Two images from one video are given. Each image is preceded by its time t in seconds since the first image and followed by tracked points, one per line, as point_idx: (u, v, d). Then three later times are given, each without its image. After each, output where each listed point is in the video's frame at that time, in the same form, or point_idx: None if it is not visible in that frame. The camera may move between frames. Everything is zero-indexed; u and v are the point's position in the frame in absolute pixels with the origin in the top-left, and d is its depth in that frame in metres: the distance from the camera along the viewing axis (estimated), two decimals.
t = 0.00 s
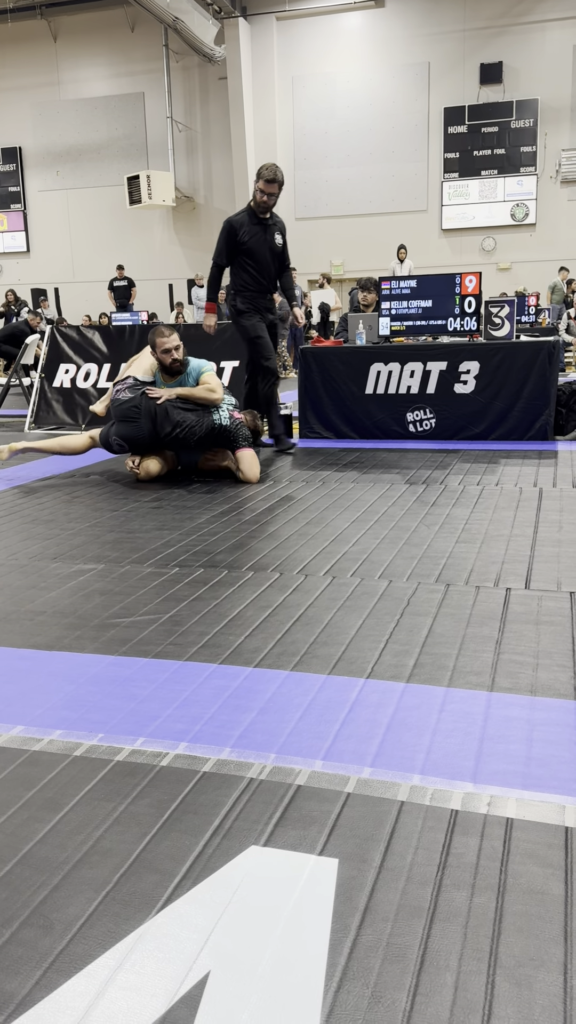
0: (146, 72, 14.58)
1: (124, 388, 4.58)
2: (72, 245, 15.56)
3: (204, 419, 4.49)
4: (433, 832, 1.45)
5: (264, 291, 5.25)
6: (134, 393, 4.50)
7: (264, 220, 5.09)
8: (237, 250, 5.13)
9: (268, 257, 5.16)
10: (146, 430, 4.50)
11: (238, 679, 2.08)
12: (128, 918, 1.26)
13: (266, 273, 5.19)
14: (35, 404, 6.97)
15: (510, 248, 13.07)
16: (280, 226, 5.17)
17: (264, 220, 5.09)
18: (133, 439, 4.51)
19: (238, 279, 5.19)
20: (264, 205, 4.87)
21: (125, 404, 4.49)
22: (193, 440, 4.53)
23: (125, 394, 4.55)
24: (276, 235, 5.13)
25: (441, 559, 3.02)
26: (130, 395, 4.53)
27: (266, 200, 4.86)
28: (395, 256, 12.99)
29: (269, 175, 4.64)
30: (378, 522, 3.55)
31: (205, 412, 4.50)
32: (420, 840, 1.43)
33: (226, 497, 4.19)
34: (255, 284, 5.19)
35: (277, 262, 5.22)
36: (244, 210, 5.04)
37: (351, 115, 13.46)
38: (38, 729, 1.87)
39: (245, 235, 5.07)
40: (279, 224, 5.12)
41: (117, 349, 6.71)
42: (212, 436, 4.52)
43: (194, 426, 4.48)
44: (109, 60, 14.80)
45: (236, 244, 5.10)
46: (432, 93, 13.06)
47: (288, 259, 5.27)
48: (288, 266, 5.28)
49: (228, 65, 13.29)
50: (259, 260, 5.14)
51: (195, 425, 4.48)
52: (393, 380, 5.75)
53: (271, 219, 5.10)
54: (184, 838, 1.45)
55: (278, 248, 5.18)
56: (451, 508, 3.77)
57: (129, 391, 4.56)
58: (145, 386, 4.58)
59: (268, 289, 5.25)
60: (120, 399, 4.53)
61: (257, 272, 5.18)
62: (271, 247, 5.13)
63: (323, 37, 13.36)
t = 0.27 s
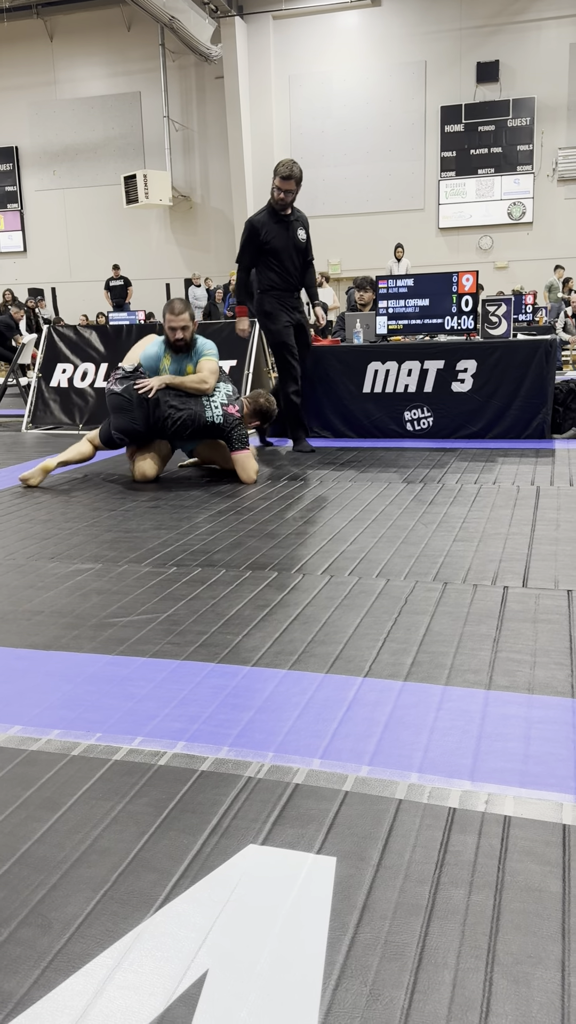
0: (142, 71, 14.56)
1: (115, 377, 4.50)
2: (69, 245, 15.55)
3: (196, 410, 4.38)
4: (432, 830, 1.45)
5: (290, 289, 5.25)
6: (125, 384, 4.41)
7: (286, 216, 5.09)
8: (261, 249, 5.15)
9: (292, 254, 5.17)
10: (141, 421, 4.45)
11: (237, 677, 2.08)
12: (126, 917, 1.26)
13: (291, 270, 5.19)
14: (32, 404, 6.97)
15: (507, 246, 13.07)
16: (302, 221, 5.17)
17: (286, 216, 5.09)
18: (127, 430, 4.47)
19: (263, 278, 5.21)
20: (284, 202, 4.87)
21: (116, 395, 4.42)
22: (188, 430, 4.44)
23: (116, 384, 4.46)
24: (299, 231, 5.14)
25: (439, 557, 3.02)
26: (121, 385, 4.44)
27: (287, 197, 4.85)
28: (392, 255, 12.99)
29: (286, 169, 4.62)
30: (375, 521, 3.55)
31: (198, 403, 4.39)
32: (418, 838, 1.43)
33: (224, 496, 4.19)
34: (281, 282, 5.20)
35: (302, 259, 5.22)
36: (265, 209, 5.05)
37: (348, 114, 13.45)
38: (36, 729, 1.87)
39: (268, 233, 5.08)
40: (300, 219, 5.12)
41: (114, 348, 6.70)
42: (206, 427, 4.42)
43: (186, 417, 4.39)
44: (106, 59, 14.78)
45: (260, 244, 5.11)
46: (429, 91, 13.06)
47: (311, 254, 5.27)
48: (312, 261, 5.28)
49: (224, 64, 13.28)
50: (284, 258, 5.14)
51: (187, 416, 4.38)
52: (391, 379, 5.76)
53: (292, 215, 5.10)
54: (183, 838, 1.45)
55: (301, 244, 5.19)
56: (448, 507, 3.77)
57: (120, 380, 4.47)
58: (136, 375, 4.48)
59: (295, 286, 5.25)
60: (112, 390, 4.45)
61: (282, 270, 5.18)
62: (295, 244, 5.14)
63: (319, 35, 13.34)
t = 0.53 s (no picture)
0: (139, 70, 14.55)
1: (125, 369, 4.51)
2: (66, 245, 15.54)
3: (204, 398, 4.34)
4: (430, 827, 1.45)
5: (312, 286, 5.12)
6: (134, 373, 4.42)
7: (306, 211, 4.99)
8: (281, 247, 5.05)
9: (313, 251, 5.05)
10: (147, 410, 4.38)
11: (234, 677, 2.08)
12: (125, 916, 1.27)
13: (312, 267, 5.06)
14: (29, 404, 6.98)
15: (504, 245, 13.08)
16: (324, 217, 5.05)
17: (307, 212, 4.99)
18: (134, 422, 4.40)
19: (283, 277, 5.10)
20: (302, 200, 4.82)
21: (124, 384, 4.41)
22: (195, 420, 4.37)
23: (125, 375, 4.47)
24: (320, 226, 5.02)
25: (437, 556, 3.02)
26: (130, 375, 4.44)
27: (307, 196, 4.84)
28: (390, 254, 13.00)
29: (301, 162, 4.62)
30: (373, 520, 3.55)
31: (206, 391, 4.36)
32: (416, 836, 1.43)
33: (222, 496, 4.19)
34: (302, 279, 5.07)
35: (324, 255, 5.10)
36: (285, 204, 4.96)
37: (345, 112, 13.45)
38: (34, 729, 1.87)
39: (287, 229, 4.97)
40: (322, 215, 5.02)
41: (111, 346, 6.69)
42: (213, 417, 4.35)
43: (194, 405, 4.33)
44: (102, 58, 14.76)
45: (280, 240, 5.01)
46: (426, 90, 13.05)
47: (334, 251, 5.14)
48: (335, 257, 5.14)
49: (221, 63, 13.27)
50: (304, 254, 5.02)
51: (195, 403, 4.32)
52: (388, 377, 5.73)
53: (313, 211, 4.99)
54: (181, 836, 1.45)
55: (323, 241, 5.06)
56: (446, 505, 3.78)
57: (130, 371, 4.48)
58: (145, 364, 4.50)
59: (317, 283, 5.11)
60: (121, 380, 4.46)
61: (303, 268, 5.06)
62: (316, 240, 5.01)
63: (316, 34, 13.33)
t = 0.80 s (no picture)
0: (136, 70, 14.54)
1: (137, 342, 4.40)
2: (63, 245, 15.52)
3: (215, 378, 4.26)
4: (428, 825, 1.45)
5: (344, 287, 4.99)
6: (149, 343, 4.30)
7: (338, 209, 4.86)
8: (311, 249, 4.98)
9: (342, 251, 4.91)
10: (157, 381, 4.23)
11: (232, 676, 2.08)
12: (122, 915, 1.26)
13: (341, 266, 4.93)
14: (26, 403, 6.98)
15: (501, 244, 13.09)
16: (357, 213, 4.89)
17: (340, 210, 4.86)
18: (144, 394, 4.24)
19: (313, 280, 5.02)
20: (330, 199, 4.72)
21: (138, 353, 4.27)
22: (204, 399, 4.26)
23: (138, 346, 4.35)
24: (351, 224, 4.88)
25: (435, 554, 3.02)
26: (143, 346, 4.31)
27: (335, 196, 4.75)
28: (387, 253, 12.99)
29: (321, 160, 4.56)
30: (371, 518, 3.55)
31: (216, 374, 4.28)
32: (414, 833, 1.43)
33: (219, 495, 4.18)
34: (331, 280, 4.97)
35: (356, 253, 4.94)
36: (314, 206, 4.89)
37: (341, 111, 13.45)
38: (31, 728, 1.87)
39: (314, 231, 4.90)
40: (352, 214, 4.86)
41: (108, 345, 6.66)
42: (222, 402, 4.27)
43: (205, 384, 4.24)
44: (99, 58, 14.74)
45: (308, 243, 4.94)
46: (423, 88, 13.04)
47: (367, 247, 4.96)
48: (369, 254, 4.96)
49: (217, 63, 13.26)
50: (332, 254, 4.91)
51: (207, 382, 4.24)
52: (385, 375, 5.72)
53: (343, 210, 4.86)
54: (179, 835, 1.45)
55: (354, 239, 4.91)
56: (443, 503, 3.78)
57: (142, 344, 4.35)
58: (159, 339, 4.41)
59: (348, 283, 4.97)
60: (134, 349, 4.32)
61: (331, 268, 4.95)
62: (346, 238, 4.89)
63: (312, 33, 13.33)
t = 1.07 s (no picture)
0: (133, 69, 14.53)
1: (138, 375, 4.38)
2: (61, 244, 15.50)
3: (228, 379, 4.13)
4: (426, 824, 1.45)
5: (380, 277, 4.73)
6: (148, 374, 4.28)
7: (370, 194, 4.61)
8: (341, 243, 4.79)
9: (369, 241, 4.65)
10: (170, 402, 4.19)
11: (230, 676, 2.08)
12: (120, 914, 1.26)
13: (373, 256, 4.66)
14: (24, 403, 6.99)
15: (499, 243, 13.09)
16: (391, 198, 4.61)
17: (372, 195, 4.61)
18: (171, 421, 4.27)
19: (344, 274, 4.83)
20: (358, 184, 4.50)
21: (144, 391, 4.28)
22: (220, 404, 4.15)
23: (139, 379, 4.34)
24: (384, 210, 4.59)
25: (433, 552, 3.02)
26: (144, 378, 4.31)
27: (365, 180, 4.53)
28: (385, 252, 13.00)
29: (340, 146, 4.34)
30: (368, 517, 3.55)
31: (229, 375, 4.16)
32: (412, 831, 1.43)
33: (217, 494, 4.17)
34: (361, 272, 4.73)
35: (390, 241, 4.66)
36: (341, 197, 4.69)
37: (339, 110, 13.44)
38: (29, 728, 1.87)
39: (343, 223, 4.69)
40: (379, 201, 4.58)
41: (105, 344, 6.63)
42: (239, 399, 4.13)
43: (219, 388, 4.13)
44: (96, 57, 14.73)
45: (337, 236, 4.76)
46: (420, 87, 13.04)
47: (404, 233, 4.64)
48: (406, 241, 4.64)
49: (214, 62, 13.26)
50: (362, 246, 4.67)
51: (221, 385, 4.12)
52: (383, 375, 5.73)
53: (369, 198, 4.59)
54: (177, 833, 1.45)
55: (386, 226, 4.63)
56: (441, 502, 3.78)
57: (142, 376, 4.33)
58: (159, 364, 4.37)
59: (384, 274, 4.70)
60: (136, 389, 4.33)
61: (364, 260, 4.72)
62: (377, 227, 4.62)
63: (309, 32, 13.33)
